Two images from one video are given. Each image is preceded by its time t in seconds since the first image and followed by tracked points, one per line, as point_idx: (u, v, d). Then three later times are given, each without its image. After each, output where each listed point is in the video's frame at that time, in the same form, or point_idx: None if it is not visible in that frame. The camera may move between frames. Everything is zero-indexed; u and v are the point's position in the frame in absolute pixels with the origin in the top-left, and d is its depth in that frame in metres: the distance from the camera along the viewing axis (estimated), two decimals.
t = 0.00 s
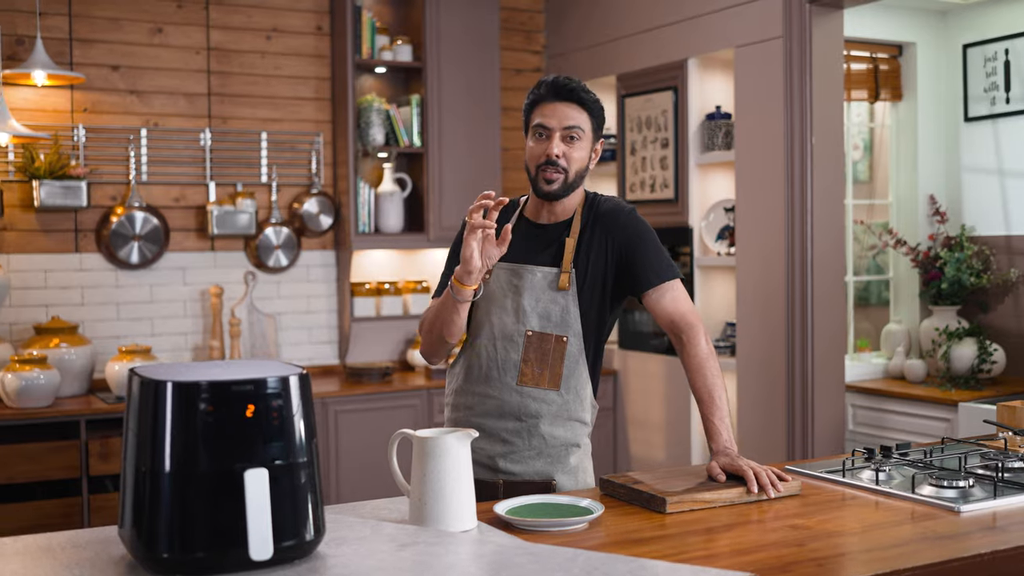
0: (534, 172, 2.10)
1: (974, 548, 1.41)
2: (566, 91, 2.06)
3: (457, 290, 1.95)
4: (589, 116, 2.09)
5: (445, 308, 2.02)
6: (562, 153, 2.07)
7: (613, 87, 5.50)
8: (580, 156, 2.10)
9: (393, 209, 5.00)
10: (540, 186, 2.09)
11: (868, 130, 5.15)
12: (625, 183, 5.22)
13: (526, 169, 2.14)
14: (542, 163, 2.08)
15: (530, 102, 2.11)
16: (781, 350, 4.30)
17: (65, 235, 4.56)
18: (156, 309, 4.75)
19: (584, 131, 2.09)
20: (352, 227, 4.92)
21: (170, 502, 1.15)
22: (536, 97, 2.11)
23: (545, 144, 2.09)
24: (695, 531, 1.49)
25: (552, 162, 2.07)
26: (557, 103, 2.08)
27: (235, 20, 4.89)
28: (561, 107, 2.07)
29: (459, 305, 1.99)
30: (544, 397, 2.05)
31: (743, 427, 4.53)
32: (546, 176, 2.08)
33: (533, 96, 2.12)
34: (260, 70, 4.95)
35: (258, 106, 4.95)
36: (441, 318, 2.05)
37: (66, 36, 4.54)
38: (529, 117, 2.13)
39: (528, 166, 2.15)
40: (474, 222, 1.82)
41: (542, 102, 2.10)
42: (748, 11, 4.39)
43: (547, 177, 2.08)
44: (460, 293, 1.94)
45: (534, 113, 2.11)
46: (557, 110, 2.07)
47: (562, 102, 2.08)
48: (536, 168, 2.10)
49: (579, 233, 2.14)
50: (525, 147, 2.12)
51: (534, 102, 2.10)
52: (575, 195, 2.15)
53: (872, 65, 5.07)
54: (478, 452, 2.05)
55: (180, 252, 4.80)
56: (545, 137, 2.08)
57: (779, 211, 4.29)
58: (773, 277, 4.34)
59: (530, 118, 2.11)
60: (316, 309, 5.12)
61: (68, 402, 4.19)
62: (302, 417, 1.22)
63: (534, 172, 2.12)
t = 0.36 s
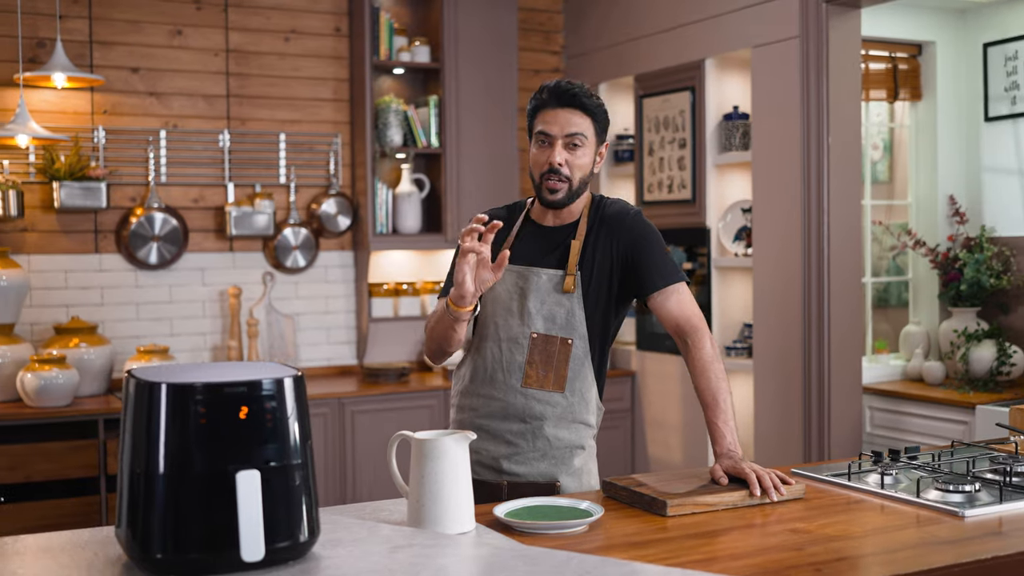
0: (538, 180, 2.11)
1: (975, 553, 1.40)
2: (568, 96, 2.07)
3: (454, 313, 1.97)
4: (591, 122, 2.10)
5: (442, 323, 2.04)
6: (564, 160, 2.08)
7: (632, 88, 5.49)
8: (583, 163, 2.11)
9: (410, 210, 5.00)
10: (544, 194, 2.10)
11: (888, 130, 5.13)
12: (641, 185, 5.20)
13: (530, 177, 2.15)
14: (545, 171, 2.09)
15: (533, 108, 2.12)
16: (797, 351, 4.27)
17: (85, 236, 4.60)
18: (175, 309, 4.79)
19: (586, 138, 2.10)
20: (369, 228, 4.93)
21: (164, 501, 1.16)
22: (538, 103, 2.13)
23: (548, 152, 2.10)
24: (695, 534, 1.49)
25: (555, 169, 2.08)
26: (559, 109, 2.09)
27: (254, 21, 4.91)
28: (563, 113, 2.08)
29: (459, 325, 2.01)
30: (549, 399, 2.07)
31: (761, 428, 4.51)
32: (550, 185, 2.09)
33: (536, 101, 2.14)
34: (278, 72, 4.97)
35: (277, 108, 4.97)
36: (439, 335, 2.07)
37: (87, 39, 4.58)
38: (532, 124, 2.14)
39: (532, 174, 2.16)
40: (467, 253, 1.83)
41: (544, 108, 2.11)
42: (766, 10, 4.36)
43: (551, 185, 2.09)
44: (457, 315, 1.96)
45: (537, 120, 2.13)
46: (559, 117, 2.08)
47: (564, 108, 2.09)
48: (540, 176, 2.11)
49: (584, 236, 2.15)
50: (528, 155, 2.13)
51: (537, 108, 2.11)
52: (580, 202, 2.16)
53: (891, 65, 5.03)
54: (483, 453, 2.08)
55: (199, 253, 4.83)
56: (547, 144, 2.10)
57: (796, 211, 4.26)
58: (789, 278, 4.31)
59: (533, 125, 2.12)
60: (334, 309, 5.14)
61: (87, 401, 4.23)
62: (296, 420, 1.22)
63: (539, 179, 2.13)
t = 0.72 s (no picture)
0: (542, 174, 2.13)
1: (976, 558, 1.38)
2: (570, 92, 2.10)
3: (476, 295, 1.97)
4: (594, 117, 2.12)
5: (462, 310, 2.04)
6: (568, 154, 2.10)
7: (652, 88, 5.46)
8: (586, 157, 2.13)
9: (429, 211, 5.00)
10: (547, 187, 2.11)
11: (911, 128, 5.03)
12: (660, 185, 5.17)
13: (533, 172, 2.17)
14: (550, 165, 2.11)
15: (537, 104, 2.15)
16: (814, 351, 4.23)
17: (105, 236, 4.64)
18: (194, 309, 4.82)
19: (589, 133, 2.12)
20: (387, 228, 4.94)
21: (152, 500, 1.20)
22: (542, 99, 2.15)
23: (551, 146, 2.12)
24: (694, 537, 1.48)
25: (559, 162, 2.10)
26: (562, 104, 2.12)
27: (273, 22, 4.93)
28: (567, 108, 2.11)
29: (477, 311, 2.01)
30: (549, 401, 2.10)
31: (779, 430, 4.47)
32: (553, 178, 2.10)
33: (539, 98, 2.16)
34: (297, 72, 4.98)
35: (295, 108, 4.99)
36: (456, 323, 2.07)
37: (107, 40, 4.62)
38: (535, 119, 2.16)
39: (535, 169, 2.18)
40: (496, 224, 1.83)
41: (548, 104, 2.14)
42: (785, 8, 4.32)
43: (555, 178, 2.11)
44: (478, 295, 1.95)
45: (540, 115, 2.15)
46: (563, 111, 2.10)
47: (567, 103, 2.11)
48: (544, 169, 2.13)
49: (585, 237, 2.18)
50: (532, 150, 2.15)
51: (540, 104, 2.14)
52: (582, 197, 2.17)
53: (912, 63, 4.97)
54: (485, 454, 2.11)
55: (218, 253, 4.86)
56: (551, 138, 2.12)
57: (814, 211, 4.22)
58: (807, 278, 4.28)
59: (536, 121, 2.14)
60: (353, 309, 5.14)
61: (105, 400, 4.26)
62: (285, 421, 1.26)
63: (542, 174, 2.14)
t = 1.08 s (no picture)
0: (543, 180, 2.15)
1: (980, 564, 1.36)
2: (569, 96, 2.11)
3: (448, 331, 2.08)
4: (594, 119, 2.13)
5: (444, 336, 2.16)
6: (569, 160, 2.12)
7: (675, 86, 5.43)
8: (587, 161, 2.14)
9: (451, 210, 4.99)
10: (549, 193, 2.13)
11: (937, 127, 4.94)
12: (683, 184, 5.14)
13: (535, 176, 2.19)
14: (550, 170, 2.13)
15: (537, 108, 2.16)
16: (836, 353, 4.19)
17: (128, 236, 4.67)
18: (216, 308, 4.84)
19: (589, 137, 2.13)
20: (409, 227, 4.93)
21: (141, 499, 1.22)
22: (542, 102, 2.16)
23: (551, 151, 2.14)
24: (695, 540, 1.46)
25: (559, 168, 2.12)
26: (562, 108, 2.13)
27: (295, 23, 4.95)
28: (566, 113, 2.12)
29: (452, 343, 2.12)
30: (552, 401, 2.13)
31: (801, 433, 4.43)
32: (554, 184, 2.13)
33: (539, 100, 2.17)
34: (319, 72, 5.00)
35: (317, 108, 5.00)
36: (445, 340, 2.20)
37: (130, 42, 4.65)
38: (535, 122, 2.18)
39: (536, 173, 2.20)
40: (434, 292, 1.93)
41: (547, 107, 2.15)
42: (807, 5, 4.28)
43: (556, 184, 2.13)
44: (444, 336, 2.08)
45: (540, 119, 2.16)
46: (562, 116, 2.12)
47: (567, 106, 2.13)
48: (545, 174, 2.15)
49: (588, 236, 2.20)
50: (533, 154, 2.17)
51: (540, 108, 2.15)
52: (585, 199, 2.20)
53: (937, 60, 4.89)
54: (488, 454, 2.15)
55: (239, 253, 4.88)
56: (551, 144, 2.14)
57: (835, 211, 4.18)
58: (828, 279, 4.23)
59: (536, 125, 2.16)
60: (375, 309, 5.15)
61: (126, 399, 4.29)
62: (275, 421, 1.28)
63: (543, 179, 2.17)
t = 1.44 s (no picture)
0: (552, 186, 2.15)
1: (990, 570, 1.33)
2: (574, 100, 2.09)
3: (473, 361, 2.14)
4: (600, 123, 2.12)
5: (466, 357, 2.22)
6: (577, 167, 2.11)
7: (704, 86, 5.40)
8: (595, 166, 2.14)
9: (478, 211, 4.98)
10: (559, 202, 2.13)
11: (970, 124, 4.78)
12: (711, 184, 5.11)
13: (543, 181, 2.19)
14: (559, 178, 2.13)
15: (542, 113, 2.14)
16: (864, 354, 4.13)
17: (157, 236, 4.72)
18: (244, 308, 4.88)
19: (596, 141, 2.12)
20: (436, 227, 4.94)
21: (140, 498, 1.29)
22: (547, 106, 2.14)
23: (559, 158, 2.13)
24: (701, 544, 1.45)
25: (568, 176, 2.11)
26: (566, 113, 2.11)
27: (323, 24, 4.97)
28: (571, 119, 2.11)
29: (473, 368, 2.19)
30: (566, 406, 2.12)
31: (829, 435, 4.38)
32: (563, 192, 2.13)
33: (543, 104, 2.15)
34: (347, 73, 5.02)
35: (344, 109, 5.02)
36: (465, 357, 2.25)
37: (159, 43, 4.70)
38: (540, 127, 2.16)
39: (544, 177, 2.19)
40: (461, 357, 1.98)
41: (552, 113, 2.13)
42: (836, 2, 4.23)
43: (565, 192, 2.13)
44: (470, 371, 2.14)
45: (545, 124, 2.15)
46: (568, 122, 2.11)
47: (571, 112, 2.11)
48: (554, 181, 2.14)
49: (600, 239, 2.20)
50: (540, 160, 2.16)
51: (545, 114, 2.13)
52: (596, 202, 2.20)
53: (967, 57, 4.71)
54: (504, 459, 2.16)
55: (267, 253, 4.91)
56: (558, 150, 2.12)
57: (864, 211, 4.13)
58: (856, 280, 4.18)
59: (541, 131, 2.15)
60: (402, 309, 5.16)
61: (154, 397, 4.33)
62: (273, 423, 1.35)
63: (552, 185, 2.16)
